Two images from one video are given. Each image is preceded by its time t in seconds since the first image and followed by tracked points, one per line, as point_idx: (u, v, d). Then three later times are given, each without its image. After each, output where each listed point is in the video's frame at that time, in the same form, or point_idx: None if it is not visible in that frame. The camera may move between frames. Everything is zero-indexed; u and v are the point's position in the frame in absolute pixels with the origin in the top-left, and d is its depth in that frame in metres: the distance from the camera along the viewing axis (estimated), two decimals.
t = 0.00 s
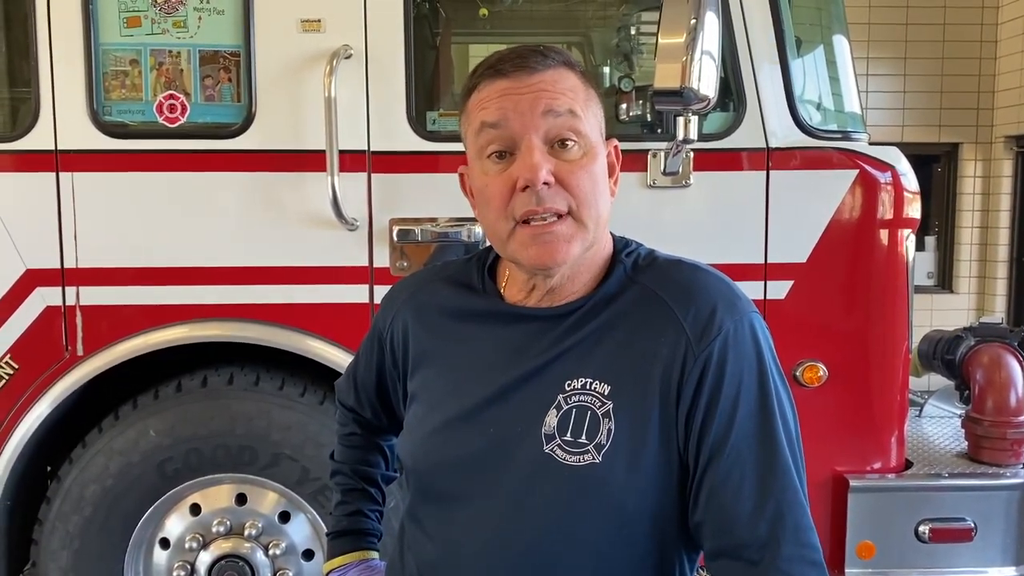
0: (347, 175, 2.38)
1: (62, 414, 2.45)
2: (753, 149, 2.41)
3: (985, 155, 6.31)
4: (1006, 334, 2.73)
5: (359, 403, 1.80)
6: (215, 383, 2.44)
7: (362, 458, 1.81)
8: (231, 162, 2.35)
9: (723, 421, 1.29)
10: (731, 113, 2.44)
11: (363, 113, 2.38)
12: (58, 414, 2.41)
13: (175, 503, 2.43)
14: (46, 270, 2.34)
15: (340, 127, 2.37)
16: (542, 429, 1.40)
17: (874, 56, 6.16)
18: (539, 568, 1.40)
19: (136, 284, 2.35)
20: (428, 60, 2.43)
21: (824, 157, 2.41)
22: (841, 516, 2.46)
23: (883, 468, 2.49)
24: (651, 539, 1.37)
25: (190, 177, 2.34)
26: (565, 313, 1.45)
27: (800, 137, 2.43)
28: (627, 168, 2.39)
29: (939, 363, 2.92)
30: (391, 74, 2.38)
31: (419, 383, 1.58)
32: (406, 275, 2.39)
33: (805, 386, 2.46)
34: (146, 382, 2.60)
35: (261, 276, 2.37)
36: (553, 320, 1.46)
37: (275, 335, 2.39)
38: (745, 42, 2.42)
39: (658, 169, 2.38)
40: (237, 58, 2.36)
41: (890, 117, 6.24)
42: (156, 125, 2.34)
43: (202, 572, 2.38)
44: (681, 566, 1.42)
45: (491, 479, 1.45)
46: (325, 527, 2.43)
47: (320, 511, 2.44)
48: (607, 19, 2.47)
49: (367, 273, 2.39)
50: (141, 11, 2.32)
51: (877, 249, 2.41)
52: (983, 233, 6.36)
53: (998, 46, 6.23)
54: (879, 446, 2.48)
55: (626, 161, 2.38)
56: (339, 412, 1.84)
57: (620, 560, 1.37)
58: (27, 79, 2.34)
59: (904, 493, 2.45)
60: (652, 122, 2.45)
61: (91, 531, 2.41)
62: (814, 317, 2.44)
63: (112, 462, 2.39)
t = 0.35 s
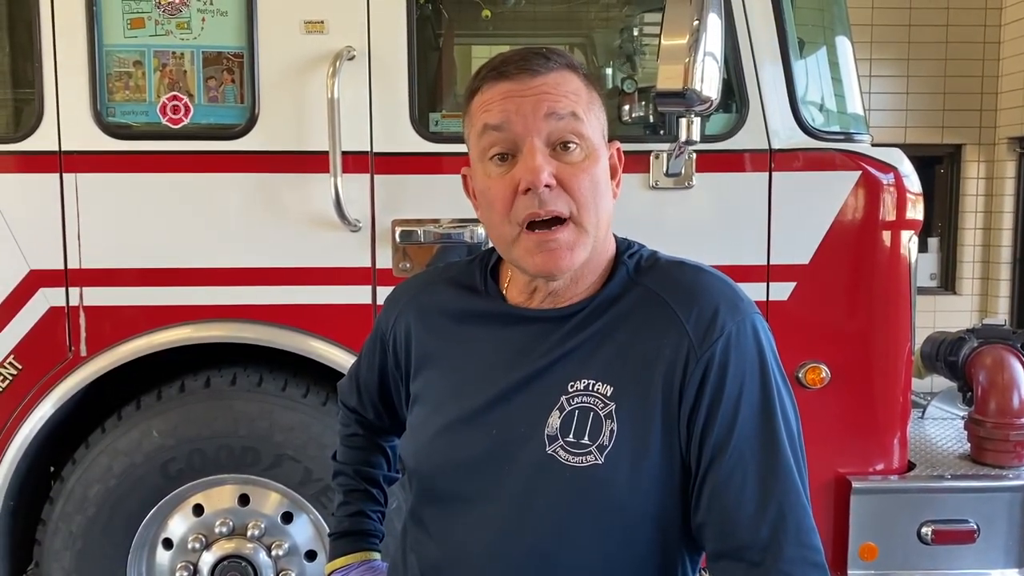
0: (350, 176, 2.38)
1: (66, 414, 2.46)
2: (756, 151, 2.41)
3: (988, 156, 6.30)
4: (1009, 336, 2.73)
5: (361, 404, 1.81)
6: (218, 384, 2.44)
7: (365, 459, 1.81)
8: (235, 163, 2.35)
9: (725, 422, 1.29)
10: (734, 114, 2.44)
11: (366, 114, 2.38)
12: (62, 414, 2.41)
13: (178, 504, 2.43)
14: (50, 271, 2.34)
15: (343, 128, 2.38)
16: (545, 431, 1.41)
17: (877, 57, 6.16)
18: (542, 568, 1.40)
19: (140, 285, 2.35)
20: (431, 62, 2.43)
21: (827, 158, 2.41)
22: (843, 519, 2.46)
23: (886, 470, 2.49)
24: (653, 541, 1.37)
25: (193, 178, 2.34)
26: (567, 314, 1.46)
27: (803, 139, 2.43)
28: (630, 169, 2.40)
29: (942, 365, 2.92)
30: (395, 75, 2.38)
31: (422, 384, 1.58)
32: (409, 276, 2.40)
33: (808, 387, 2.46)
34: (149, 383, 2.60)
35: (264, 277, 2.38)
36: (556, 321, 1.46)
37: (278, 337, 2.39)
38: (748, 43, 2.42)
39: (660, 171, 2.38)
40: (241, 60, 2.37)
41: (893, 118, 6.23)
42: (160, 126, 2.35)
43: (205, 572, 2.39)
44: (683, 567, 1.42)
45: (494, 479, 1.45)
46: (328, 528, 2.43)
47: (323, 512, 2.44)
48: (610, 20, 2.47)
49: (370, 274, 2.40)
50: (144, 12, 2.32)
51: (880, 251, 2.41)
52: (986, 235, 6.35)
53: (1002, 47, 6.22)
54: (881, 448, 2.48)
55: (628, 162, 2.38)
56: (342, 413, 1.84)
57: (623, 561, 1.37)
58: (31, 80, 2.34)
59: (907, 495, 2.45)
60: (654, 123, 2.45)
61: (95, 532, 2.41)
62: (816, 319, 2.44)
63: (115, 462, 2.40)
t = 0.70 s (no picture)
0: (351, 176, 2.38)
1: (67, 414, 2.46)
2: (757, 151, 2.41)
3: (989, 157, 6.29)
4: (1010, 337, 2.73)
5: (363, 404, 1.81)
6: (219, 384, 2.45)
7: (366, 460, 1.81)
8: (236, 163, 2.35)
9: (726, 423, 1.29)
10: (735, 115, 2.44)
11: (367, 115, 2.39)
12: (63, 414, 2.42)
13: (179, 504, 2.43)
14: (52, 271, 2.34)
15: (344, 129, 2.38)
16: (546, 431, 1.41)
17: (878, 58, 6.16)
18: (543, 569, 1.40)
19: (141, 285, 2.36)
20: (432, 62, 2.43)
21: (828, 159, 2.41)
22: (844, 520, 2.46)
23: (887, 471, 2.49)
24: (655, 541, 1.38)
25: (195, 178, 2.35)
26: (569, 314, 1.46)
27: (804, 139, 2.43)
28: (630, 170, 2.40)
29: (943, 366, 2.92)
30: (396, 75, 2.38)
31: (424, 384, 1.58)
32: (410, 276, 2.40)
33: (809, 388, 2.46)
34: (150, 383, 2.61)
35: (265, 277, 2.38)
36: (558, 322, 1.46)
37: (279, 337, 2.39)
38: (749, 44, 2.42)
39: (661, 171, 2.38)
40: (242, 60, 2.37)
41: (894, 119, 6.23)
42: (161, 126, 2.35)
43: (206, 572, 2.39)
44: (684, 568, 1.42)
45: (496, 480, 1.45)
46: (329, 528, 2.43)
47: (323, 512, 2.44)
48: (612, 21, 2.47)
49: (371, 275, 2.40)
50: (146, 12, 2.33)
51: (881, 252, 2.41)
52: (987, 236, 6.35)
53: (1003, 48, 6.21)
54: (882, 449, 2.48)
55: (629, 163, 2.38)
56: (344, 413, 1.84)
57: (625, 562, 1.37)
58: (33, 80, 2.35)
59: (907, 496, 2.45)
60: (656, 123, 2.45)
61: (96, 532, 2.42)
62: (818, 320, 2.44)
63: (116, 463, 2.40)
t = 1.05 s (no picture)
0: (351, 175, 2.38)
1: (67, 413, 2.46)
2: (757, 151, 2.41)
3: (989, 157, 6.29)
4: (1011, 336, 2.73)
5: (365, 404, 1.81)
6: (219, 383, 2.44)
7: (367, 460, 1.81)
8: (236, 163, 2.35)
9: (728, 421, 1.29)
10: (736, 115, 2.44)
11: (367, 114, 2.38)
12: (62, 414, 2.41)
13: (178, 503, 2.43)
14: (51, 271, 2.34)
15: (344, 128, 2.38)
16: (548, 430, 1.41)
17: (878, 58, 6.16)
18: (544, 568, 1.40)
19: (141, 285, 2.35)
20: (432, 62, 2.43)
21: (828, 158, 2.41)
22: (844, 520, 2.46)
23: (887, 470, 2.49)
24: (658, 541, 1.37)
25: (195, 178, 2.34)
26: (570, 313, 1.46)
27: (804, 139, 2.43)
28: (631, 169, 2.40)
29: (943, 366, 2.92)
30: (396, 75, 2.38)
31: (426, 383, 1.58)
32: (410, 276, 2.40)
33: (809, 387, 2.46)
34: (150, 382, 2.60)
35: (265, 276, 2.38)
36: (559, 320, 1.46)
37: (279, 336, 2.39)
38: (749, 43, 2.42)
39: (661, 171, 2.38)
40: (242, 59, 2.37)
41: (894, 119, 6.23)
42: (161, 125, 2.35)
43: (206, 572, 2.39)
44: (685, 567, 1.42)
45: (497, 478, 1.45)
46: (328, 527, 2.43)
47: (323, 511, 2.44)
48: (612, 20, 2.47)
49: (371, 274, 2.40)
50: (146, 11, 2.33)
51: (882, 251, 2.41)
52: (987, 236, 6.35)
53: (1003, 48, 6.21)
54: (883, 449, 2.48)
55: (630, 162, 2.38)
56: (345, 413, 1.84)
57: (627, 562, 1.37)
58: (32, 79, 2.35)
59: (908, 495, 2.44)
60: (656, 123, 2.45)
61: (96, 531, 2.41)
62: (819, 319, 2.44)
63: (116, 462, 2.40)
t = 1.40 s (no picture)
0: (351, 175, 2.38)
1: (67, 412, 2.46)
2: (756, 151, 2.41)
3: (989, 157, 6.30)
4: (1010, 336, 2.73)
5: (365, 403, 1.81)
6: (219, 383, 2.44)
7: (367, 459, 1.81)
8: (236, 162, 2.35)
9: (728, 421, 1.29)
10: (736, 114, 2.44)
11: (367, 113, 2.38)
12: (62, 413, 2.41)
13: (178, 502, 2.43)
14: (51, 270, 2.34)
15: (344, 127, 2.38)
16: (549, 429, 1.41)
17: (878, 57, 6.16)
18: (544, 567, 1.40)
19: (140, 284, 2.35)
20: (432, 61, 2.43)
21: (828, 158, 2.41)
22: (844, 520, 2.46)
23: (887, 470, 2.49)
24: (659, 540, 1.37)
25: (195, 177, 2.34)
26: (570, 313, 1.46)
27: (804, 138, 2.43)
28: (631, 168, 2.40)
29: (942, 365, 2.92)
30: (395, 74, 2.38)
31: (427, 383, 1.58)
32: (409, 275, 2.40)
33: (809, 387, 2.46)
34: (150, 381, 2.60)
35: (265, 275, 2.38)
36: (560, 320, 1.46)
37: (279, 335, 2.39)
38: (749, 42, 2.42)
39: (661, 170, 2.38)
40: (242, 58, 2.37)
41: (894, 119, 6.24)
42: (161, 124, 2.35)
43: (206, 571, 2.39)
44: (686, 566, 1.42)
45: (497, 478, 1.45)
46: (328, 526, 2.43)
47: (323, 510, 2.44)
48: (611, 19, 2.47)
49: (370, 273, 2.40)
50: (146, 10, 2.32)
51: (881, 251, 2.41)
52: (987, 235, 6.35)
53: (1003, 48, 6.21)
54: (883, 448, 2.48)
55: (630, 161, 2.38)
56: (344, 412, 1.84)
57: (628, 561, 1.37)
58: (32, 78, 2.34)
59: (907, 495, 2.45)
60: (655, 122, 2.45)
61: (95, 530, 2.41)
62: (819, 318, 2.44)
63: (116, 461, 2.40)
